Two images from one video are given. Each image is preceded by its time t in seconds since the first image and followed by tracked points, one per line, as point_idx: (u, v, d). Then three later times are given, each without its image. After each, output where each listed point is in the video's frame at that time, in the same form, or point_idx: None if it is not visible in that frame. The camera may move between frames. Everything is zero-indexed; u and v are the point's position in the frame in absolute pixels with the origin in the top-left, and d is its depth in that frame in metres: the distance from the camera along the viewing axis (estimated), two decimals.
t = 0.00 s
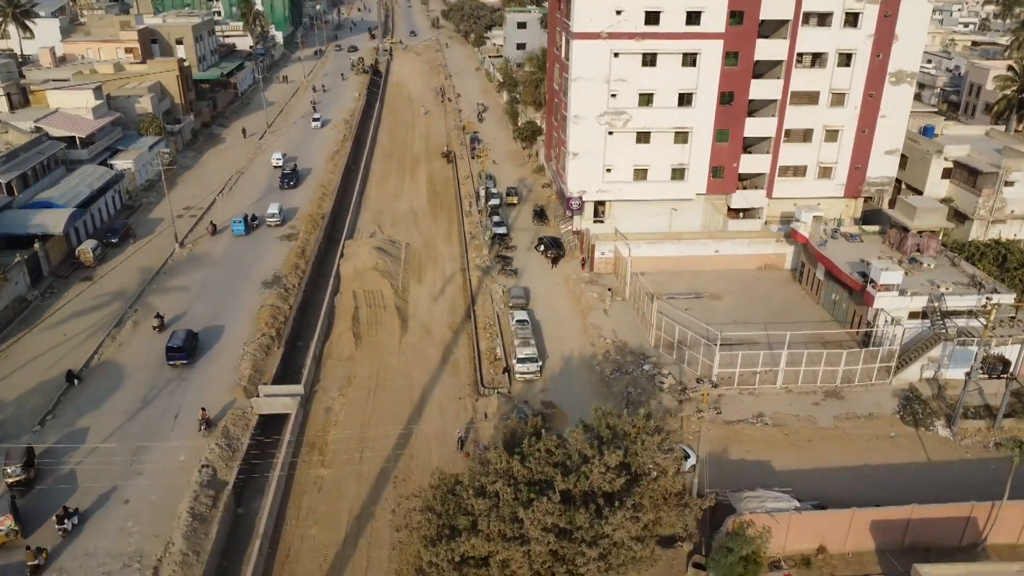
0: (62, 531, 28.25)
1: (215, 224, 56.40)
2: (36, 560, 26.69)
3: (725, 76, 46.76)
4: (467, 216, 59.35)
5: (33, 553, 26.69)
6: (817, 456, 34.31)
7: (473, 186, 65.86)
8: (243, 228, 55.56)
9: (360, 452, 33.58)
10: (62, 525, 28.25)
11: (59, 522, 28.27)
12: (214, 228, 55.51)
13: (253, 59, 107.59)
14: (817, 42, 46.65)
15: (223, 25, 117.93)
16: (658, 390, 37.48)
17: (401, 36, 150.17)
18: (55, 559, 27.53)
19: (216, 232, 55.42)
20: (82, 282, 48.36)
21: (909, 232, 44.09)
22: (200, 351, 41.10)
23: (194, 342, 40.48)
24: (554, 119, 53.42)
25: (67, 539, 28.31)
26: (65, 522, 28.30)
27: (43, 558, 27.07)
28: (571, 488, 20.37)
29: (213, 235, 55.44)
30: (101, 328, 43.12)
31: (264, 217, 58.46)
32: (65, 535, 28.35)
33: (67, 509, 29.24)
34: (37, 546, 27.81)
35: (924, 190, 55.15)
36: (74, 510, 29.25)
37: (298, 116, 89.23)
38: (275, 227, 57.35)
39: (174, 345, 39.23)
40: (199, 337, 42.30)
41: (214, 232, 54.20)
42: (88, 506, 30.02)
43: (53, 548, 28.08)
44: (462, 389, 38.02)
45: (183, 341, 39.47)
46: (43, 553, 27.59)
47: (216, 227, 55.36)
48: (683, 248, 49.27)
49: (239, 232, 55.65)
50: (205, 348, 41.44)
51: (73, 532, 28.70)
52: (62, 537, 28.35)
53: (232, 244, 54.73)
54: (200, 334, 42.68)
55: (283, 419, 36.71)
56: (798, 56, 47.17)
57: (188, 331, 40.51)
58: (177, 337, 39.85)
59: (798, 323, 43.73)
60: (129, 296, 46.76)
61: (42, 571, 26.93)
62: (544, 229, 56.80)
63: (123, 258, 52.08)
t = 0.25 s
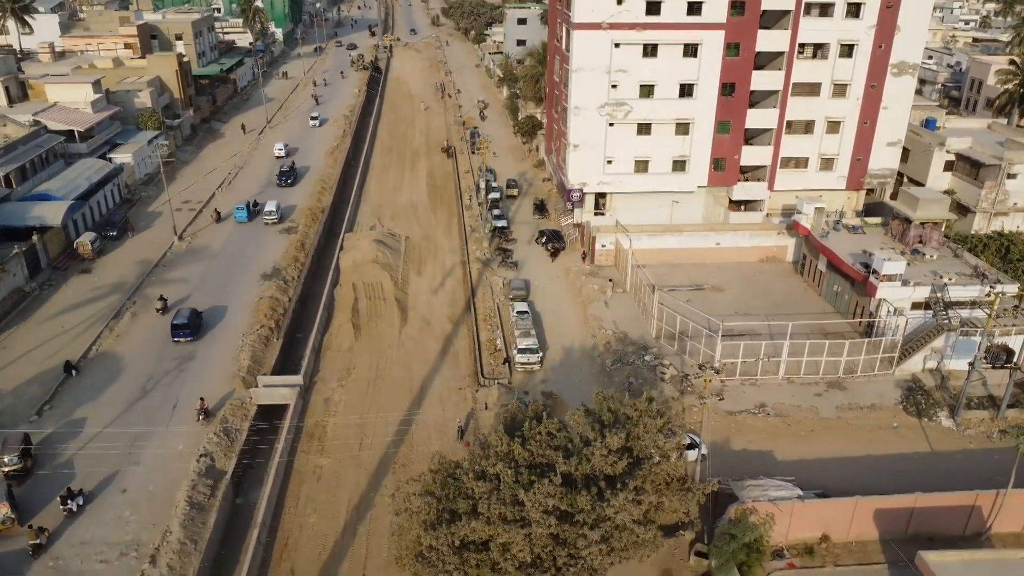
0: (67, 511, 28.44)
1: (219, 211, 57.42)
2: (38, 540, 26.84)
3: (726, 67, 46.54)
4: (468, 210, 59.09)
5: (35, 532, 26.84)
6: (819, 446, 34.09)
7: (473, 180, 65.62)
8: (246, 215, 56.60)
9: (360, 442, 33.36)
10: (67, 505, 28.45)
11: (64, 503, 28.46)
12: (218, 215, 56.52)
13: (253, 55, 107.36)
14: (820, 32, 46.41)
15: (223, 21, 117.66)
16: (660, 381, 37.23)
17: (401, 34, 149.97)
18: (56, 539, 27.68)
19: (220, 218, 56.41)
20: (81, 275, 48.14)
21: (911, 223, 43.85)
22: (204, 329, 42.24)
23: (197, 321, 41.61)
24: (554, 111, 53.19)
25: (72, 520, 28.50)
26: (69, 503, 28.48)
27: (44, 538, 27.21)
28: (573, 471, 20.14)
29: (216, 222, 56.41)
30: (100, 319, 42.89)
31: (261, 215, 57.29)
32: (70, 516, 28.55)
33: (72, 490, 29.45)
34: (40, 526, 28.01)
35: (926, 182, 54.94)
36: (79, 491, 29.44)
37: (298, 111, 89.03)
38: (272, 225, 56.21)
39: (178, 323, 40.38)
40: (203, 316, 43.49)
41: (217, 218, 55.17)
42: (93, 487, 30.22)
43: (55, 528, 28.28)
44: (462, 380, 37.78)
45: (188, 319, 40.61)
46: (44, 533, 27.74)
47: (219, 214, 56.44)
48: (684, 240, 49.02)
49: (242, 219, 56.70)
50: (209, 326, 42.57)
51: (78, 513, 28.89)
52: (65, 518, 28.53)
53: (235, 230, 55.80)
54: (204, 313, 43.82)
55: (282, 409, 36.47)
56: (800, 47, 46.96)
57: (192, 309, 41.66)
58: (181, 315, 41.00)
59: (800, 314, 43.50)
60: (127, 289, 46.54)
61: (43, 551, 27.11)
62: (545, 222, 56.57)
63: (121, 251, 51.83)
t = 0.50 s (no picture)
0: (71, 491, 28.56)
1: (223, 199, 58.35)
2: (39, 518, 27.02)
3: (728, 57, 46.27)
4: (468, 203, 58.83)
5: (36, 511, 27.01)
6: (822, 436, 33.84)
7: (473, 174, 65.37)
8: (249, 202, 57.53)
9: (359, 431, 33.10)
10: (71, 485, 28.55)
11: (68, 483, 28.58)
12: (222, 203, 57.41)
13: (253, 51, 107.14)
14: (821, 23, 46.15)
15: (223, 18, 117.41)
16: (661, 371, 36.99)
17: (401, 31, 149.77)
18: (57, 518, 27.85)
19: (223, 206, 57.30)
20: (78, 267, 47.90)
21: (913, 214, 43.43)
22: (208, 309, 43.28)
23: (202, 300, 42.69)
24: (554, 103, 52.93)
25: (75, 500, 28.63)
26: (73, 483, 28.58)
27: (45, 517, 27.38)
28: (574, 454, 19.91)
29: (220, 210, 57.27)
30: (97, 311, 42.67)
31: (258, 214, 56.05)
32: (74, 496, 28.69)
33: (77, 469, 29.57)
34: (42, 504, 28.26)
35: (928, 175, 54.73)
36: (82, 471, 29.55)
37: (297, 107, 88.79)
38: (268, 223, 54.99)
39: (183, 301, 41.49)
40: (207, 296, 44.58)
41: (220, 206, 56.06)
42: (97, 469, 30.33)
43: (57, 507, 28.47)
44: (462, 370, 37.52)
45: (192, 297, 41.71)
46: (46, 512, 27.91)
47: (222, 201, 57.37)
48: (684, 232, 48.77)
49: (244, 206, 57.65)
50: (212, 305, 43.62)
51: (82, 493, 29.02)
52: (68, 498, 28.66)
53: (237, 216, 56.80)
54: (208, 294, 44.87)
55: (281, 400, 36.21)
56: (801, 38, 46.74)
57: (197, 289, 42.77)
58: (186, 294, 42.11)
59: (801, 306, 43.25)
60: (125, 280, 46.31)
61: (45, 529, 27.28)
62: (545, 215, 56.34)
63: (120, 244, 51.56)
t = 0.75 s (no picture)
0: (76, 471, 28.82)
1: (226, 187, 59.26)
2: (42, 496, 27.31)
3: (729, 48, 46.02)
4: (468, 196, 58.57)
5: (39, 489, 27.28)
6: (825, 426, 33.56)
7: (473, 168, 65.11)
8: (250, 190, 58.47)
9: (358, 421, 32.81)
10: (76, 465, 28.78)
11: (72, 462, 28.81)
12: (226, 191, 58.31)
13: (252, 48, 106.89)
14: (824, 13, 45.90)
15: (222, 15, 117.13)
16: (663, 361, 36.71)
17: (401, 29, 149.53)
18: (59, 496, 28.10)
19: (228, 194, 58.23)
20: (77, 259, 47.66)
21: (917, 205, 43.16)
22: (211, 289, 44.36)
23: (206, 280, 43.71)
24: (555, 96, 52.65)
25: (78, 479, 28.84)
26: (77, 463, 28.80)
27: (48, 495, 27.63)
28: (576, 436, 19.61)
29: (224, 198, 58.07)
30: (95, 302, 42.37)
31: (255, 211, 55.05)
32: (78, 475, 28.92)
33: (81, 449, 29.80)
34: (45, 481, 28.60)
35: (931, 168, 54.48)
36: (86, 451, 29.78)
37: (297, 103, 88.56)
38: (265, 221, 53.99)
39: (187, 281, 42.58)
40: (211, 276, 45.68)
41: (225, 194, 56.85)
42: (101, 450, 30.55)
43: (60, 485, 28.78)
44: (462, 361, 37.23)
45: (197, 277, 42.78)
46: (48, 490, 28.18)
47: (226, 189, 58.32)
48: (686, 224, 48.51)
49: (246, 193, 58.61)
50: (215, 286, 44.63)
51: (86, 473, 29.23)
52: (72, 477, 28.90)
53: (239, 203, 57.75)
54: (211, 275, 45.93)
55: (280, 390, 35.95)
56: (803, 28, 46.49)
57: (201, 269, 43.85)
58: (191, 273, 43.19)
59: (804, 297, 42.97)
60: (123, 272, 46.04)
61: (47, 507, 27.55)
62: (545, 208, 56.08)
63: (118, 236, 51.30)
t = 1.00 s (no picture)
0: (80, 450, 29.05)
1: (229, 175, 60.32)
2: (44, 473, 27.56)
3: (731, 38, 45.74)
4: (468, 190, 58.32)
5: (41, 466, 27.50)
6: (829, 416, 33.30)
7: (473, 162, 64.86)
8: (253, 177, 59.60)
9: (358, 411, 32.55)
10: (79, 444, 28.97)
11: (76, 441, 29.03)
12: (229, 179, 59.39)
13: (252, 44, 106.60)
14: (826, 4, 45.62)
15: (222, 11, 116.79)
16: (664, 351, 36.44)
17: (401, 27, 149.26)
18: (61, 474, 28.34)
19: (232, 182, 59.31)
20: (75, 251, 47.37)
21: (920, 196, 42.88)
22: (215, 269, 45.53)
23: (210, 260, 44.88)
24: (556, 88, 52.35)
25: (81, 458, 29.07)
26: (81, 443, 29.01)
27: (50, 473, 27.86)
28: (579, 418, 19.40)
29: (228, 185, 58.97)
30: (93, 294, 42.06)
31: (251, 208, 53.92)
32: (82, 454, 29.16)
33: (84, 429, 30.00)
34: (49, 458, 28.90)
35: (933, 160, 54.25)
36: (89, 431, 29.95)
37: (297, 98, 88.30)
38: (262, 218, 52.83)
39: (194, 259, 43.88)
40: (215, 258, 46.86)
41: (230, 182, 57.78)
42: (104, 430, 30.78)
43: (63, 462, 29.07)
44: (462, 352, 36.96)
45: (202, 257, 44.00)
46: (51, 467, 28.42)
47: (229, 177, 59.31)
48: (688, 216, 48.26)
49: (248, 181, 59.73)
50: (219, 266, 45.79)
51: (89, 452, 29.44)
52: (76, 456, 29.15)
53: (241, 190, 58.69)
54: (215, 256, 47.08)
55: (278, 380, 35.69)
56: (805, 19, 46.22)
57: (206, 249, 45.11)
58: (196, 253, 44.36)
59: (806, 289, 42.71)
60: (121, 264, 45.76)
61: (49, 484, 27.78)
62: (546, 201, 55.83)
63: (116, 229, 51.02)
